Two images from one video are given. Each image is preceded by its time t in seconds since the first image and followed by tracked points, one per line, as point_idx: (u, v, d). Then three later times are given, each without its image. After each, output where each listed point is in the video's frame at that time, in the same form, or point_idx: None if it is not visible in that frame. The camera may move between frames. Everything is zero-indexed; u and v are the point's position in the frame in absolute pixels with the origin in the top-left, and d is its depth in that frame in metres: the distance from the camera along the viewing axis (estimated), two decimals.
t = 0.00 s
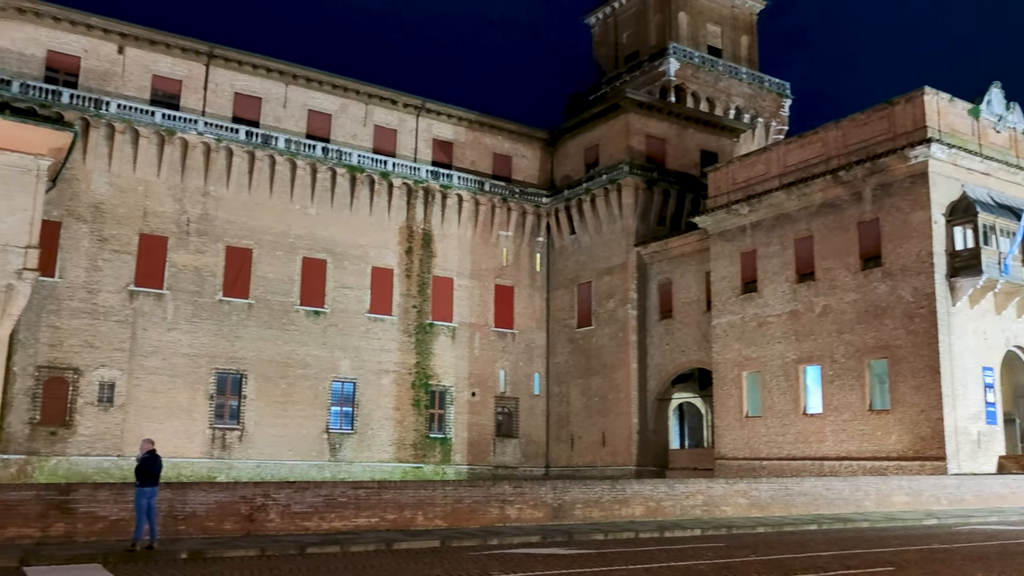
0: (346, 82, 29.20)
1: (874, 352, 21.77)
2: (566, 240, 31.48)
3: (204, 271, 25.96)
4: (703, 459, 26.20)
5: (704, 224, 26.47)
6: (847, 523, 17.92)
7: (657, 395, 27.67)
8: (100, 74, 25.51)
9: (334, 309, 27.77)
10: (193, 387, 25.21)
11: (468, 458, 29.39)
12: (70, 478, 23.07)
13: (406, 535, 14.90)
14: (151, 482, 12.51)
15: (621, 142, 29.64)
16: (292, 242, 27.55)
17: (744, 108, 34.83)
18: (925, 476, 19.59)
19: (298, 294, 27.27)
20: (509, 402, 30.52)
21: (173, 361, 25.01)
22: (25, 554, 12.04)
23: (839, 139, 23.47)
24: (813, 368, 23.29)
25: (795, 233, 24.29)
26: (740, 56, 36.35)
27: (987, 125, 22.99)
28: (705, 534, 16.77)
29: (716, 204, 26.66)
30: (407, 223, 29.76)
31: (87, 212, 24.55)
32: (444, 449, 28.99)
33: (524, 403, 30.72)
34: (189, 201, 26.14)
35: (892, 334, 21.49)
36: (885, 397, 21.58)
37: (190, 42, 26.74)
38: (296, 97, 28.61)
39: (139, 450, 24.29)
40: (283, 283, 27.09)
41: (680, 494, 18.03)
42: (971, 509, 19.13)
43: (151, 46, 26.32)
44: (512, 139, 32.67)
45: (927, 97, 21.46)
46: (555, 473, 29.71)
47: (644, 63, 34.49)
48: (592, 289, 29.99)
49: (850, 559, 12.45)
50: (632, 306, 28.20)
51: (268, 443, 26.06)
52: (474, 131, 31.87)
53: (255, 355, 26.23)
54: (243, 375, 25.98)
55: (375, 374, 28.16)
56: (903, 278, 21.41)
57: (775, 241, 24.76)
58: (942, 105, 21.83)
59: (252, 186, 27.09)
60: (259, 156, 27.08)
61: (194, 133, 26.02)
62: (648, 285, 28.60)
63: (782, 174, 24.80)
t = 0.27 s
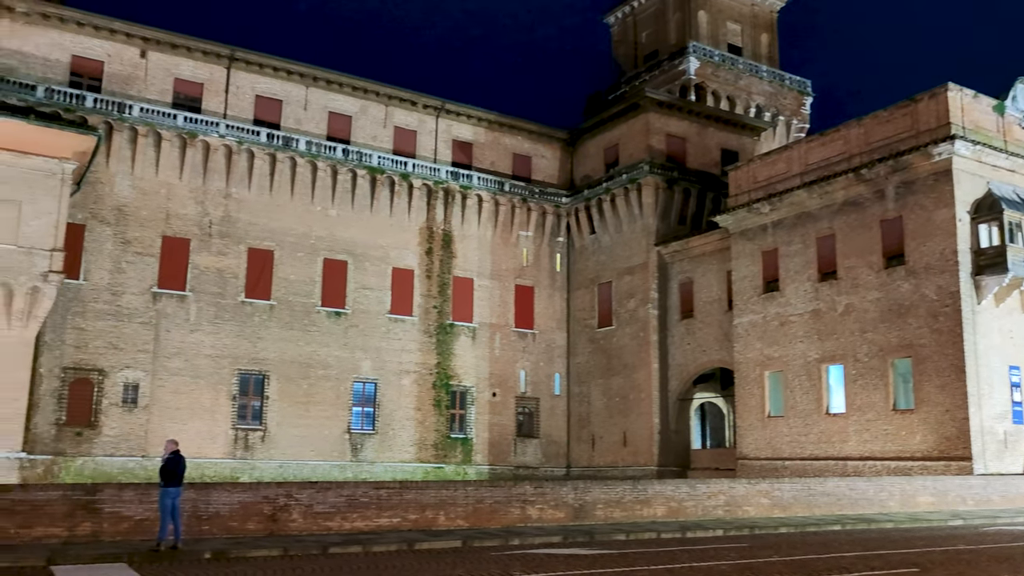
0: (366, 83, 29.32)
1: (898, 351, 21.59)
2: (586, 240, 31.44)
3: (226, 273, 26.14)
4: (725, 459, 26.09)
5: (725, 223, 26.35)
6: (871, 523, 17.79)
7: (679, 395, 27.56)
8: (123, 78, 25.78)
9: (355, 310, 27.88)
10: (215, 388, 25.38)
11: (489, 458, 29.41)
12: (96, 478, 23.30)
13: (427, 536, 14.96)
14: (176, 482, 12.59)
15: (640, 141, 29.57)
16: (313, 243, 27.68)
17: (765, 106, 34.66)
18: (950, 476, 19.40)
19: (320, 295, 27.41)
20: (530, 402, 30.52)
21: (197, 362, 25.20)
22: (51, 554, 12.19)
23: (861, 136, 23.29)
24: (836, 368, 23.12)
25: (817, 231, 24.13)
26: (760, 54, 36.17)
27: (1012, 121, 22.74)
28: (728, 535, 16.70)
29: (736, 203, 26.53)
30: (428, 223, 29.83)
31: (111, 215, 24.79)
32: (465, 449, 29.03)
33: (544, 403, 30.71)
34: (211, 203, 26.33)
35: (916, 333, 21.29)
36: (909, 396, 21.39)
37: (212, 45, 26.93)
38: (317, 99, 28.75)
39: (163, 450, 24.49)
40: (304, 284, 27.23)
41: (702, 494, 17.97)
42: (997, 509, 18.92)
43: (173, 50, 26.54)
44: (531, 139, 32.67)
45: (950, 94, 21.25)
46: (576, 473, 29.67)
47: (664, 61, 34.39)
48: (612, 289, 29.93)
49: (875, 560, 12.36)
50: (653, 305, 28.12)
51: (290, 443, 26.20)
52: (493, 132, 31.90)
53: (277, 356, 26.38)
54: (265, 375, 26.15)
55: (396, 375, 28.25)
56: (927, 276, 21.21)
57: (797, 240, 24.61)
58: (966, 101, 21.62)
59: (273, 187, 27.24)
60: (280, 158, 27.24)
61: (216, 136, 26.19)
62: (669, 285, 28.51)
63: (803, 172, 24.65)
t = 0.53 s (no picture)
0: (386, 84, 29.41)
1: (922, 350, 21.39)
2: (606, 240, 31.38)
3: (248, 274, 26.31)
4: (747, 459, 25.96)
5: (746, 221, 26.22)
6: (896, 523, 17.65)
7: (700, 395, 27.44)
8: (145, 82, 26.01)
9: (376, 310, 27.99)
10: (238, 388, 25.54)
11: (510, 458, 29.42)
12: (120, 478, 23.51)
13: (449, 536, 15.01)
14: (198, 482, 12.69)
15: (660, 140, 29.48)
16: (334, 244, 27.81)
17: (785, 104, 34.46)
18: (976, 476, 19.19)
19: (341, 296, 27.52)
20: (550, 403, 30.51)
21: (219, 363, 25.38)
22: (77, 553, 12.36)
23: (884, 134, 23.10)
24: (859, 367, 22.95)
25: (839, 230, 23.96)
26: (780, 51, 35.95)
27: None
28: (750, 535, 16.64)
29: (757, 202, 26.38)
30: (447, 224, 29.89)
31: (134, 217, 25.00)
32: (486, 449, 29.05)
33: (565, 403, 30.68)
34: (233, 205, 26.50)
35: (940, 331, 21.08)
36: (933, 395, 21.19)
37: (233, 48, 27.11)
38: (337, 101, 28.88)
39: (186, 450, 24.68)
40: (325, 285, 27.35)
41: (724, 495, 17.91)
42: None
43: (195, 53, 26.74)
44: (551, 139, 32.64)
45: (974, 90, 21.03)
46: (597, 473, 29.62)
47: (684, 60, 34.26)
48: (632, 288, 29.86)
49: (899, 561, 12.26)
50: (673, 305, 28.02)
51: (312, 443, 26.32)
52: (513, 132, 31.92)
53: (299, 357, 26.52)
54: (287, 376, 26.30)
55: (417, 375, 28.32)
56: (951, 274, 20.99)
57: (819, 239, 24.45)
58: (991, 97, 21.38)
59: (294, 189, 27.38)
60: (300, 160, 27.37)
61: (237, 138, 26.33)
62: (689, 284, 28.40)
63: (824, 170, 24.47)
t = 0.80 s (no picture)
0: (405, 86, 29.49)
1: (947, 349, 21.17)
2: (626, 239, 31.31)
3: (270, 276, 26.46)
4: (769, 459, 25.82)
5: (767, 220, 26.06)
6: (920, 524, 17.49)
7: (721, 394, 27.29)
8: (168, 85, 26.25)
9: (396, 311, 28.07)
10: (260, 389, 25.68)
11: (531, 458, 29.42)
12: (144, 478, 23.71)
13: (470, 536, 15.06)
14: (221, 483, 12.77)
15: (680, 139, 29.38)
16: (354, 246, 27.92)
17: (807, 101, 34.26)
18: (1002, 476, 18.97)
19: (361, 297, 27.62)
20: (571, 402, 30.48)
21: (241, 364, 25.54)
22: (102, 553, 12.52)
23: (906, 131, 22.90)
24: (883, 366, 22.75)
25: (862, 228, 23.77)
26: (801, 49, 35.73)
27: None
28: (773, 536, 16.57)
29: (779, 200, 26.22)
30: (467, 224, 29.93)
31: (157, 220, 25.21)
32: (507, 449, 29.06)
33: (586, 403, 30.63)
34: (254, 207, 26.67)
35: (965, 330, 20.85)
36: (958, 395, 20.96)
37: (253, 51, 27.29)
38: (357, 103, 29.00)
39: (209, 450, 24.85)
40: (346, 286, 27.46)
41: (746, 495, 17.88)
42: None
43: (216, 56, 26.94)
44: (570, 139, 32.62)
45: (999, 85, 20.80)
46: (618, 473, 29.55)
47: (704, 58, 34.13)
48: (653, 288, 29.77)
49: (924, 561, 12.15)
50: (694, 304, 27.91)
51: (334, 444, 26.42)
52: (532, 132, 31.92)
53: (320, 357, 26.65)
54: (308, 377, 26.42)
55: (438, 376, 28.38)
56: (976, 272, 20.76)
57: (841, 237, 24.27)
58: (1015, 93, 21.14)
59: (315, 191, 27.51)
60: (321, 162, 27.49)
61: (258, 141, 26.48)
62: (710, 283, 28.28)
63: (846, 168, 24.29)
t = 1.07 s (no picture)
0: (425, 87, 29.55)
1: (971, 348, 20.94)
2: (647, 239, 31.21)
3: (291, 277, 26.60)
4: (792, 460, 25.66)
5: (789, 219, 25.88)
6: (946, 525, 17.33)
7: (743, 394, 27.13)
8: (189, 88, 26.47)
9: (417, 311, 28.14)
10: (282, 390, 25.81)
11: (551, 458, 29.39)
12: (168, 478, 23.90)
13: (492, 536, 15.12)
14: (243, 483, 12.84)
15: (701, 138, 29.27)
16: (374, 247, 28.00)
17: (828, 99, 34.04)
18: None
19: (382, 298, 27.71)
20: (592, 403, 30.42)
21: (263, 365, 25.68)
22: (128, 553, 12.67)
23: (930, 128, 22.69)
24: (907, 365, 22.54)
25: (884, 226, 23.58)
26: (822, 46, 35.49)
27: None
28: (796, 536, 16.51)
29: (800, 198, 26.05)
30: (487, 225, 29.95)
31: (179, 222, 25.40)
32: (527, 449, 29.04)
33: (607, 403, 30.55)
34: (275, 209, 26.81)
35: (990, 329, 20.61)
36: (984, 394, 20.74)
37: (274, 53, 27.45)
38: (376, 104, 29.09)
39: (232, 451, 25.01)
40: (367, 287, 27.56)
41: (768, 495, 17.82)
42: None
43: (237, 59, 27.13)
44: (590, 138, 32.56)
45: None
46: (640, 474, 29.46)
47: (723, 57, 33.98)
48: (673, 287, 29.66)
49: (950, 562, 12.04)
50: (715, 304, 27.77)
51: (355, 444, 26.52)
52: (552, 132, 31.90)
53: (341, 358, 26.75)
54: (330, 377, 26.53)
55: (458, 376, 28.42)
56: (1001, 270, 20.52)
57: (863, 235, 24.07)
58: None
59: (335, 192, 27.62)
60: (341, 163, 27.59)
61: (279, 143, 26.62)
62: (731, 283, 28.14)
63: (869, 165, 24.09)
